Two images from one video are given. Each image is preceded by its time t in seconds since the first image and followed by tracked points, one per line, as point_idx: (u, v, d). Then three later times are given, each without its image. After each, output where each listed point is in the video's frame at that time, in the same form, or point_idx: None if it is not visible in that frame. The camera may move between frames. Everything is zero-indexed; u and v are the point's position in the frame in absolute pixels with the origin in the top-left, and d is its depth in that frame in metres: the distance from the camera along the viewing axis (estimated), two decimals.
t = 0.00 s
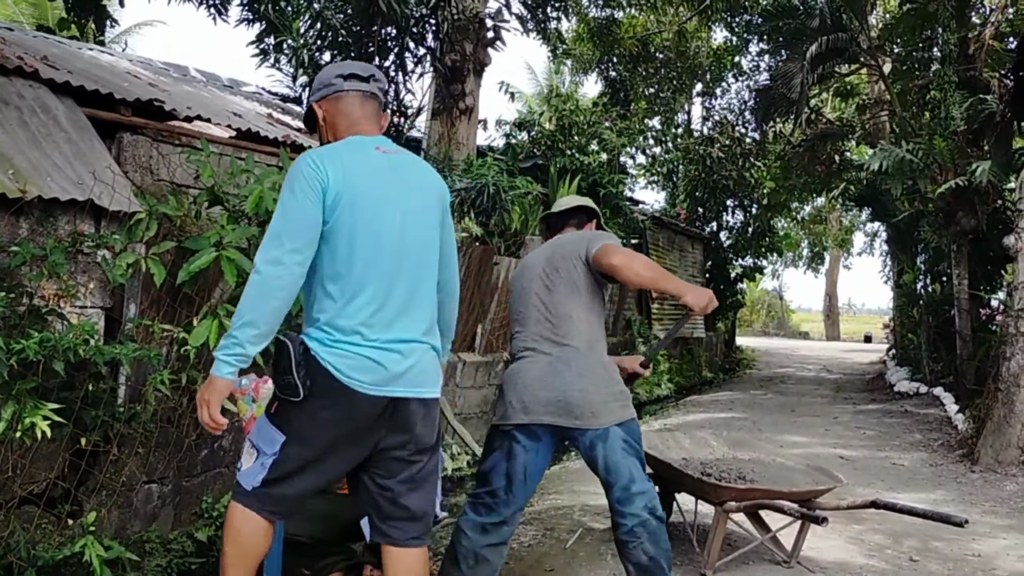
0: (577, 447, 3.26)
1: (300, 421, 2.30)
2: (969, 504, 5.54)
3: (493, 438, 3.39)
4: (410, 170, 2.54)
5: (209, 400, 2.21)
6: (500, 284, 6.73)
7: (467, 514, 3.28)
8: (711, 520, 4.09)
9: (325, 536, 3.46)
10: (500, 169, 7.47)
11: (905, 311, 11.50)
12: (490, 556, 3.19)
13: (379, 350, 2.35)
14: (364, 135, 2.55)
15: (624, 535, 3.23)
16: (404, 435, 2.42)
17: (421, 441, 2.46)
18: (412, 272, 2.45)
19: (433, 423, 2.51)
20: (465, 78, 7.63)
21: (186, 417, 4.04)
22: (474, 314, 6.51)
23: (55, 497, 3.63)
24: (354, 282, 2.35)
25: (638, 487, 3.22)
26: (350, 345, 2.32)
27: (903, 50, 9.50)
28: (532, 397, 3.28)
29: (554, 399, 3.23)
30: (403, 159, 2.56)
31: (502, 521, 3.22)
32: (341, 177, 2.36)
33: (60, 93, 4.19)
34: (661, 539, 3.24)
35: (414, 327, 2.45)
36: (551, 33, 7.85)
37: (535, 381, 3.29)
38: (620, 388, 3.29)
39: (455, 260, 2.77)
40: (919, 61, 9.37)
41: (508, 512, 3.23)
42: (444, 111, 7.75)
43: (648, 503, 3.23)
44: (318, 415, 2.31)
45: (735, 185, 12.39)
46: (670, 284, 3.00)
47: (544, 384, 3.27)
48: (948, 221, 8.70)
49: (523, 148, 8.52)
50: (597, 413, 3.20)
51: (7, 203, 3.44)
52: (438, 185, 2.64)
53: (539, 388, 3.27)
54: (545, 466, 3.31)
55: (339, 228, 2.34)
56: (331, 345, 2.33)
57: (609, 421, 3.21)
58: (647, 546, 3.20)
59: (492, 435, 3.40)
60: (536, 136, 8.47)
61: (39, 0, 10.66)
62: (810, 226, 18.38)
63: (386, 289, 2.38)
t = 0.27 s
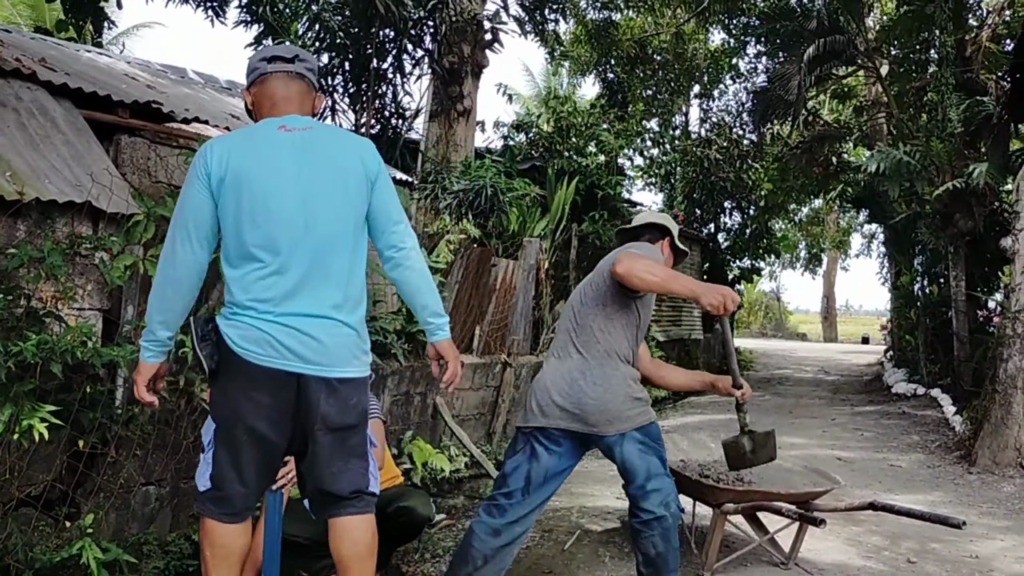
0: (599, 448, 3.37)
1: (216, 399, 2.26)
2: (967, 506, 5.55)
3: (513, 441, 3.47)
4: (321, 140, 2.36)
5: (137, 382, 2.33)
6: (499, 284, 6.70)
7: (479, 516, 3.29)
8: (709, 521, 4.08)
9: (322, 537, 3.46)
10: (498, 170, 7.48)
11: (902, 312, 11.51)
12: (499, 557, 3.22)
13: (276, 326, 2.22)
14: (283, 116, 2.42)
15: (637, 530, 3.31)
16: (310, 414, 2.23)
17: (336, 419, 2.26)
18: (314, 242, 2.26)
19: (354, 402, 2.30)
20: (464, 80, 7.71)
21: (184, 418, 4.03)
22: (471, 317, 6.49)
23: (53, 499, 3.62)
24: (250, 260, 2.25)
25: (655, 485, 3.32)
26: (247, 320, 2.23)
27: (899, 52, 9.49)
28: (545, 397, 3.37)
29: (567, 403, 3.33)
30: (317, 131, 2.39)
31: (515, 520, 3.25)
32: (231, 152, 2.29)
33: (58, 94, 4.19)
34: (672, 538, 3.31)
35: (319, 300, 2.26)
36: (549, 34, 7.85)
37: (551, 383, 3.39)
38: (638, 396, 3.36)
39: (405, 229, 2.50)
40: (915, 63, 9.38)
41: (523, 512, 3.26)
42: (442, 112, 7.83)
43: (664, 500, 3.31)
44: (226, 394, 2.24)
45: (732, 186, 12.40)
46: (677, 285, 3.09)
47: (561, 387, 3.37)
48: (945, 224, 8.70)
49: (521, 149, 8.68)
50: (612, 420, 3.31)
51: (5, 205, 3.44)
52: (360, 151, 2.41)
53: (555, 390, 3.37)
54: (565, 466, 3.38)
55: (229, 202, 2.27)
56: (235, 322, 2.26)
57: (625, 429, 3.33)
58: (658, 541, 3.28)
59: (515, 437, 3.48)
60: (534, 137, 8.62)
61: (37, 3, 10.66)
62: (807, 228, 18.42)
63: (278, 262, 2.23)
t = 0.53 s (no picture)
0: (622, 450, 3.40)
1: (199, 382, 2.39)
2: (966, 507, 5.55)
3: (541, 436, 3.49)
4: (288, 123, 2.31)
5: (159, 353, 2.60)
6: (498, 285, 6.68)
7: (502, 510, 3.31)
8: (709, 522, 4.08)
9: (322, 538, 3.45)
10: (497, 171, 7.49)
11: (901, 313, 11.51)
12: (518, 552, 3.25)
13: (233, 315, 2.26)
14: (269, 100, 2.40)
15: (653, 524, 3.38)
16: (259, 406, 2.21)
17: (288, 410, 2.21)
18: (268, 231, 2.25)
19: (309, 394, 2.24)
20: (462, 81, 7.73)
21: (183, 419, 4.02)
22: (470, 318, 6.48)
23: (52, 500, 3.62)
24: (216, 250, 2.32)
25: (674, 484, 3.36)
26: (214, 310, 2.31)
27: (898, 53, 9.49)
28: (578, 397, 3.38)
29: (601, 405, 3.32)
30: (286, 117, 2.33)
31: (537, 516, 3.27)
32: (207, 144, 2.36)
33: (57, 95, 4.19)
34: (686, 536, 3.38)
35: (273, 289, 2.24)
36: (548, 35, 7.86)
37: (586, 384, 3.39)
38: (666, 404, 3.33)
39: (377, 213, 2.34)
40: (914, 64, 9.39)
41: (545, 508, 3.29)
42: (441, 113, 7.83)
43: (682, 498, 3.36)
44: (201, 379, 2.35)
45: (731, 188, 12.40)
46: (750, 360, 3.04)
47: (594, 387, 3.37)
48: (944, 225, 8.70)
49: (521, 150, 8.69)
50: (638, 425, 3.31)
51: (4, 206, 3.43)
52: (328, 131, 2.32)
53: (589, 391, 3.36)
54: (589, 464, 3.41)
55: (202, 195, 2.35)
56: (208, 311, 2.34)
57: (651, 434, 3.33)
58: (671, 536, 3.35)
59: (542, 433, 3.50)
60: (533, 138, 8.62)
61: (36, 3, 10.67)
62: (806, 229, 18.43)
63: (234, 253, 2.27)
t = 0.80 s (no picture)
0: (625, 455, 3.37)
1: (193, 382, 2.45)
2: (965, 508, 5.54)
3: (547, 437, 3.46)
4: (243, 125, 2.28)
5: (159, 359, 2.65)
6: (496, 286, 6.66)
7: (508, 511, 3.30)
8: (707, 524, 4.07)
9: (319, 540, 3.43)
10: (495, 171, 7.49)
11: (900, 314, 11.50)
12: (524, 554, 3.24)
13: (204, 319, 2.29)
14: (240, 99, 2.41)
15: (653, 526, 3.39)
16: (230, 405, 2.23)
17: (257, 411, 2.21)
18: (226, 234, 2.24)
19: (277, 393, 2.21)
20: (460, 81, 7.73)
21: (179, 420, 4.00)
22: (468, 319, 6.46)
23: (48, 502, 3.60)
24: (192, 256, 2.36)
25: (677, 488, 3.37)
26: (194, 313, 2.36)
27: (897, 53, 9.46)
28: (584, 399, 3.37)
29: (605, 409, 3.31)
30: (241, 119, 2.30)
31: (544, 519, 3.26)
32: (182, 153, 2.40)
33: (53, 95, 4.17)
34: (685, 540, 3.38)
35: (234, 292, 2.24)
36: (546, 35, 7.84)
37: (592, 386, 3.39)
38: (672, 413, 3.32)
39: (333, 204, 2.22)
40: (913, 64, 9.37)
41: (552, 510, 3.27)
42: (438, 113, 7.81)
43: (683, 502, 3.37)
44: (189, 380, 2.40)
45: (730, 188, 12.38)
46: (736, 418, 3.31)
47: (601, 391, 3.36)
48: (943, 226, 8.67)
49: (518, 150, 8.57)
50: (642, 431, 3.29)
51: None
52: (277, 128, 2.25)
53: (595, 396, 3.35)
54: (594, 467, 3.40)
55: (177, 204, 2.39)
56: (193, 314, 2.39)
57: (654, 440, 3.32)
58: (671, 540, 3.35)
59: (547, 434, 3.48)
60: (531, 138, 8.55)
61: (32, 3, 10.65)
62: (804, 229, 18.42)
63: (203, 259, 2.29)
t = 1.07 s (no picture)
0: (621, 451, 3.38)
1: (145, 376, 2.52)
2: (962, 508, 5.55)
3: (545, 432, 3.51)
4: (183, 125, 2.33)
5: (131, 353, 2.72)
6: (493, 287, 6.67)
7: (505, 505, 3.34)
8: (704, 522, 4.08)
9: (315, 539, 3.45)
10: (493, 172, 7.53)
11: (898, 315, 11.52)
12: (519, 548, 3.27)
13: (142, 313, 2.35)
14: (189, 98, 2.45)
15: (650, 524, 3.39)
16: (162, 396, 2.29)
17: (185, 404, 2.26)
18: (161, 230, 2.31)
19: (203, 389, 2.25)
20: (459, 83, 7.75)
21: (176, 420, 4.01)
22: (465, 320, 6.47)
23: (46, 501, 3.60)
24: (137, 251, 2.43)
25: (674, 485, 3.37)
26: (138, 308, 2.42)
27: (894, 55, 9.48)
28: (581, 394, 3.39)
29: (598, 404, 3.34)
30: (184, 118, 2.36)
31: (538, 512, 3.29)
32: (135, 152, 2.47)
33: (52, 96, 4.18)
34: (683, 539, 3.38)
35: (164, 287, 2.29)
36: (544, 37, 7.87)
37: (586, 382, 3.42)
38: (667, 408, 3.32)
39: (253, 206, 2.21)
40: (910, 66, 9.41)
41: (546, 505, 3.30)
42: (437, 115, 7.83)
43: (680, 500, 3.37)
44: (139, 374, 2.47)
45: (727, 190, 12.40)
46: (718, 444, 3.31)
47: (598, 386, 3.38)
48: (939, 227, 8.70)
49: (517, 152, 8.79)
50: (637, 428, 3.30)
51: None
52: (210, 127, 2.28)
53: (588, 391, 3.39)
54: (589, 463, 3.42)
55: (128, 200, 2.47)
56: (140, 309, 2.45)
57: (650, 438, 3.33)
58: (667, 539, 3.35)
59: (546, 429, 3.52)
60: (529, 140, 8.71)
61: (31, 5, 10.67)
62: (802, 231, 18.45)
63: (144, 254, 2.36)
